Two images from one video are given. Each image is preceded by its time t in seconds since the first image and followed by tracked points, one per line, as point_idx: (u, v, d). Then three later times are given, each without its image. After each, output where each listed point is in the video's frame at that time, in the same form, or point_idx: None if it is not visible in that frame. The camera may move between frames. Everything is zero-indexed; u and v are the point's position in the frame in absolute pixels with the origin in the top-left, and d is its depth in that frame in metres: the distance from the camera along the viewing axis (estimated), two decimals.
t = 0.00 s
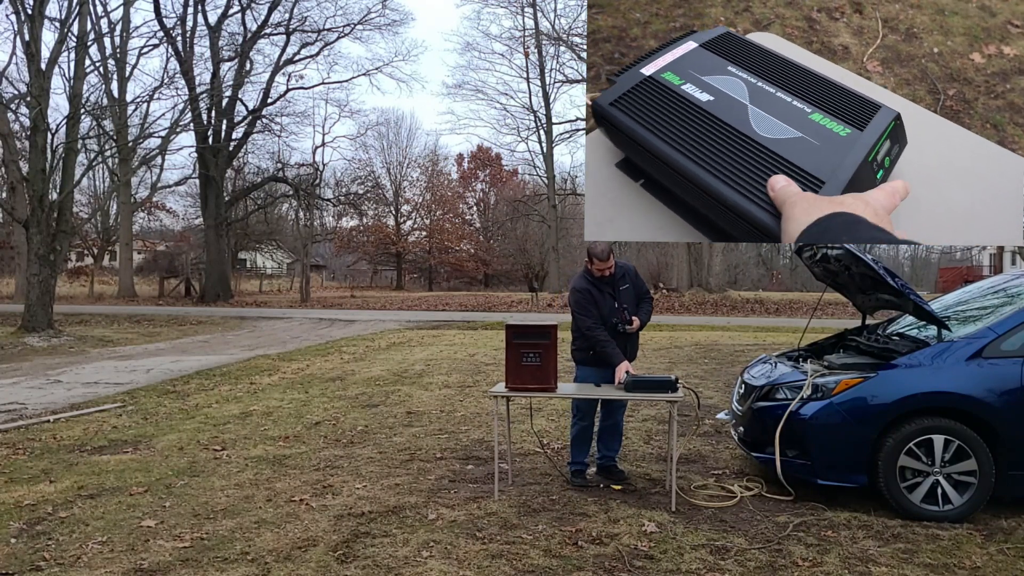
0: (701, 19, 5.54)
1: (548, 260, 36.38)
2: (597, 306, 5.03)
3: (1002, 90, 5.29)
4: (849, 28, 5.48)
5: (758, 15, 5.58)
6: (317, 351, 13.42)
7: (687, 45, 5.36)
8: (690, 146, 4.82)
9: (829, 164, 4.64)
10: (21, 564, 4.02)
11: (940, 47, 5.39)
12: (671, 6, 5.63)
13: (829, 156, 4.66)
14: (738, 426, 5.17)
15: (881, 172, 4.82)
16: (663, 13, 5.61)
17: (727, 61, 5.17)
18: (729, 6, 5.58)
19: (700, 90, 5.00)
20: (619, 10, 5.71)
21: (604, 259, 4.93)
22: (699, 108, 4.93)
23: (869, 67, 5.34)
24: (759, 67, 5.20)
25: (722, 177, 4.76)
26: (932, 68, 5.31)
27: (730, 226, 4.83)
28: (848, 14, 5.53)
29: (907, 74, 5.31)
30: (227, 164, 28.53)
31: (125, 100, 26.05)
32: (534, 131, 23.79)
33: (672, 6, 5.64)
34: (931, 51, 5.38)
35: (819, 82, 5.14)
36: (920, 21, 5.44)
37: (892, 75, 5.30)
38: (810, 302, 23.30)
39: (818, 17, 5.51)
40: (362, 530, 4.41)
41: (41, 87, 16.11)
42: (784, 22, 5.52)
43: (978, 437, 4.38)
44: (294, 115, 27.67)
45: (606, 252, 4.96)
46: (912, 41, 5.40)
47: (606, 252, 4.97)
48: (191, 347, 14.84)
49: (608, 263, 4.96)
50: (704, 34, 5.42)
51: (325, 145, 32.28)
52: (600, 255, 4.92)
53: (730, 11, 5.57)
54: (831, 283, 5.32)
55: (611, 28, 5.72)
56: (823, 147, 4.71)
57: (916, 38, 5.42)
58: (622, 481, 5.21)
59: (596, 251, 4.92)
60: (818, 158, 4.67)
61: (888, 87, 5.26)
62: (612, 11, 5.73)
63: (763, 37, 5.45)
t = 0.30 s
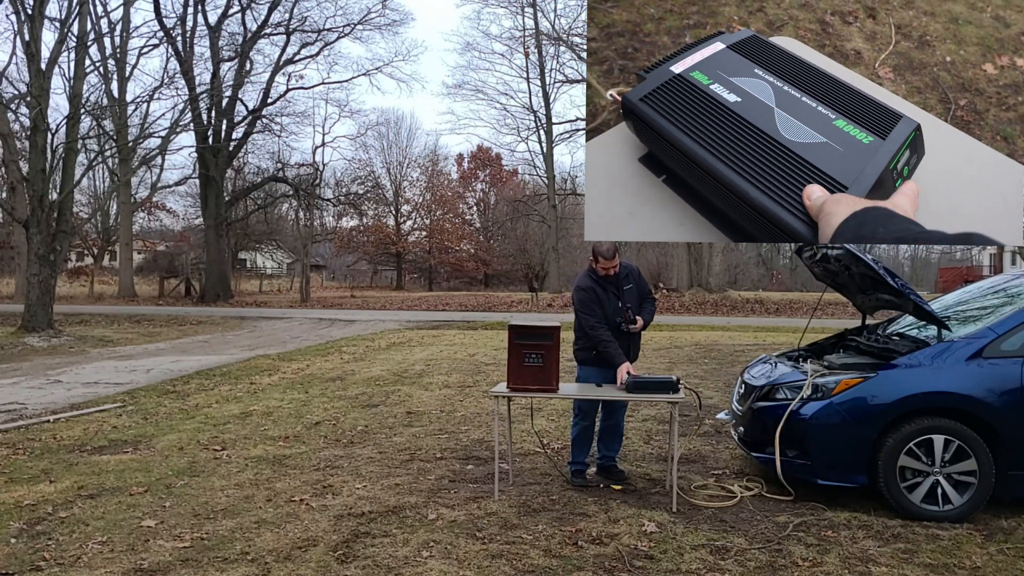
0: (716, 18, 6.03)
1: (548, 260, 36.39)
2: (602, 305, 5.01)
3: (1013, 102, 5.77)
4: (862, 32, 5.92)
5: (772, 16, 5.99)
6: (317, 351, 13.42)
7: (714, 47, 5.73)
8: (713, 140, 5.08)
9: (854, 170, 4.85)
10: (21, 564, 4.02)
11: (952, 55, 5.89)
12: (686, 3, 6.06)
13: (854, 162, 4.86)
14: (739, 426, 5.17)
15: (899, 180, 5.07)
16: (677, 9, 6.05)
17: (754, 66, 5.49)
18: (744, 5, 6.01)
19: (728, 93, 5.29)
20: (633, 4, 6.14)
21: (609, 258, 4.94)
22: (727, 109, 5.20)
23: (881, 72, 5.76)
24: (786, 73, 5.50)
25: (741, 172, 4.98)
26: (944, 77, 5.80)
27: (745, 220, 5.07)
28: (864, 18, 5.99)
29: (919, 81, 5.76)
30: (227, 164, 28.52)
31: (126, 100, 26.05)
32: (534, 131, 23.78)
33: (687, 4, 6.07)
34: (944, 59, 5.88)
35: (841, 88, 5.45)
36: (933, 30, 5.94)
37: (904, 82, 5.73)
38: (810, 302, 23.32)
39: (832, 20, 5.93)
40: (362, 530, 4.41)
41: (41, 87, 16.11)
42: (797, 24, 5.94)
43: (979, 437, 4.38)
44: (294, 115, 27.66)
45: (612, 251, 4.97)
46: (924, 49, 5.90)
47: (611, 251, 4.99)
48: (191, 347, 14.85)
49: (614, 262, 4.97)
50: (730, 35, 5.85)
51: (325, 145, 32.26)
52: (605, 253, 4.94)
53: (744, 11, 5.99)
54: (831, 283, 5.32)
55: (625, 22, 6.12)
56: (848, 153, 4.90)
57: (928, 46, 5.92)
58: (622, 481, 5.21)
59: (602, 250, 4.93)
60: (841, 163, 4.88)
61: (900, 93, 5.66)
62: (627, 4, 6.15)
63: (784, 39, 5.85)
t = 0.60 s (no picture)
0: (724, 23, 6.69)
1: (548, 260, 36.40)
2: (601, 305, 5.01)
3: (1019, 112, 6.38)
4: (869, 40, 6.52)
5: (779, 22, 6.59)
6: (317, 351, 13.42)
7: (728, 56, 6.32)
8: (728, 156, 5.62)
9: (869, 187, 5.40)
10: (21, 565, 4.02)
11: (959, 65, 6.46)
12: (694, 9, 6.75)
13: (870, 179, 5.42)
14: (739, 426, 5.16)
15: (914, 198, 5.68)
16: (686, 14, 6.74)
17: (767, 77, 6.04)
18: (751, 11, 6.64)
19: (746, 108, 5.82)
20: (641, 9, 6.80)
21: (613, 257, 4.93)
22: (743, 125, 5.73)
23: (888, 82, 6.37)
24: (798, 86, 6.03)
25: (758, 186, 5.54)
26: (950, 87, 6.37)
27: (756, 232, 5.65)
28: (871, 27, 6.58)
29: (925, 90, 6.35)
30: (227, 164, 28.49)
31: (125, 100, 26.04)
32: (533, 131, 23.76)
33: (696, 9, 6.76)
34: (951, 69, 6.44)
35: (851, 101, 6.02)
36: (940, 39, 6.49)
37: (910, 91, 6.34)
38: (810, 302, 23.31)
39: (839, 28, 6.56)
40: (361, 530, 4.40)
41: (41, 87, 16.11)
42: (804, 31, 6.56)
43: (979, 437, 4.38)
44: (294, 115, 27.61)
45: (616, 250, 4.97)
46: (931, 58, 6.45)
47: (615, 249, 4.98)
48: (191, 347, 14.84)
49: (617, 262, 4.96)
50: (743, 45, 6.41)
51: (325, 145, 32.22)
52: (609, 252, 4.92)
53: (752, 17, 6.62)
54: (831, 283, 5.32)
55: (633, 26, 6.81)
56: (863, 170, 5.45)
57: (935, 55, 6.48)
58: (622, 481, 5.21)
59: (606, 249, 4.92)
60: (859, 179, 5.42)
61: (905, 102, 6.28)
62: (635, 9, 6.80)
63: (793, 48, 6.45)
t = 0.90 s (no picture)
0: (728, 26, 6.92)
1: (548, 259, 36.39)
2: (598, 306, 5.00)
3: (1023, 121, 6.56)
4: (873, 45, 6.72)
5: (783, 26, 6.88)
6: (317, 351, 13.42)
7: (724, 59, 6.47)
8: (716, 157, 5.70)
9: (863, 197, 5.39)
10: (21, 564, 4.02)
11: (964, 72, 6.65)
12: (699, 11, 6.98)
13: (864, 188, 5.42)
14: (738, 426, 5.16)
15: (913, 210, 5.75)
16: (690, 16, 6.98)
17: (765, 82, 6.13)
18: (755, 15, 6.88)
19: (741, 112, 5.90)
20: (647, 10, 7.01)
21: (614, 258, 4.93)
22: (738, 128, 5.80)
23: (890, 87, 6.56)
24: (796, 92, 6.11)
25: (744, 191, 5.61)
26: (954, 94, 6.57)
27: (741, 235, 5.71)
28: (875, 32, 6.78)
29: (927, 96, 6.54)
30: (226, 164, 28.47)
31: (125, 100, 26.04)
32: (534, 131, 23.75)
33: (701, 12, 6.98)
34: (955, 76, 6.63)
35: (848, 107, 6.12)
36: (944, 46, 6.71)
37: (913, 98, 6.53)
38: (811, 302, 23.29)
39: (842, 33, 6.76)
40: (361, 530, 4.41)
41: (41, 87, 16.10)
42: (807, 35, 6.78)
43: (978, 437, 4.38)
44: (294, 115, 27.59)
45: (616, 250, 4.96)
46: (934, 65, 6.66)
47: (616, 250, 4.97)
48: (190, 347, 14.83)
49: (617, 262, 4.96)
50: (742, 47, 6.65)
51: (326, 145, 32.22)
52: (610, 253, 4.91)
53: (755, 20, 6.88)
54: (831, 283, 5.31)
55: (638, 26, 7.02)
56: (859, 178, 5.45)
57: (938, 62, 6.68)
58: (622, 481, 5.21)
59: (606, 249, 4.91)
60: (852, 189, 5.44)
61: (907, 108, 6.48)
62: (641, 9, 7.01)
63: (795, 53, 6.68)
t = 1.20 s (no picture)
0: (722, 32, 6.69)
1: (547, 259, 36.38)
2: (595, 306, 5.02)
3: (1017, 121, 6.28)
4: (867, 48, 6.48)
5: (777, 32, 6.64)
6: (317, 351, 13.43)
7: (716, 59, 6.37)
8: (704, 148, 5.50)
9: (852, 186, 5.15)
10: (21, 564, 4.02)
11: (958, 73, 6.36)
12: (693, 19, 6.77)
13: (852, 178, 5.18)
14: (739, 426, 5.17)
15: (899, 201, 5.57)
16: (685, 24, 6.76)
17: (754, 79, 6.00)
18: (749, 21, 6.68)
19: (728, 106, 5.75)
20: (641, 18, 6.87)
21: (607, 258, 4.93)
22: (726, 121, 5.64)
23: (885, 89, 6.28)
24: (786, 90, 5.96)
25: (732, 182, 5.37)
26: (948, 95, 6.27)
27: (732, 230, 5.44)
28: (869, 35, 6.55)
29: (922, 98, 6.26)
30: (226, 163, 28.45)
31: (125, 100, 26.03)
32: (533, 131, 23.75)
33: (694, 19, 6.78)
34: (948, 77, 6.35)
35: (841, 106, 5.94)
36: (938, 48, 6.46)
37: (908, 99, 6.25)
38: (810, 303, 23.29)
39: (837, 36, 6.54)
40: (362, 530, 4.41)
41: (40, 86, 16.10)
42: (801, 40, 6.56)
43: (979, 437, 4.38)
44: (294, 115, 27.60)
45: (610, 251, 4.95)
46: (928, 67, 6.39)
47: (609, 250, 4.97)
48: (190, 347, 14.84)
49: (611, 262, 4.96)
50: (732, 47, 6.52)
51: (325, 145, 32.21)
52: (603, 253, 4.92)
53: (749, 27, 6.67)
54: (832, 283, 5.32)
55: (633, 34, 6.86)
56: (847, 167, 5.23)
57: (932, 63, 6.43)
58: (622, 481, 5.20)
59: (600, 250, 4.91)
60: (841, 179, 5.20)
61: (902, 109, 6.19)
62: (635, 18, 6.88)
63: (789, 54, 6.49)
